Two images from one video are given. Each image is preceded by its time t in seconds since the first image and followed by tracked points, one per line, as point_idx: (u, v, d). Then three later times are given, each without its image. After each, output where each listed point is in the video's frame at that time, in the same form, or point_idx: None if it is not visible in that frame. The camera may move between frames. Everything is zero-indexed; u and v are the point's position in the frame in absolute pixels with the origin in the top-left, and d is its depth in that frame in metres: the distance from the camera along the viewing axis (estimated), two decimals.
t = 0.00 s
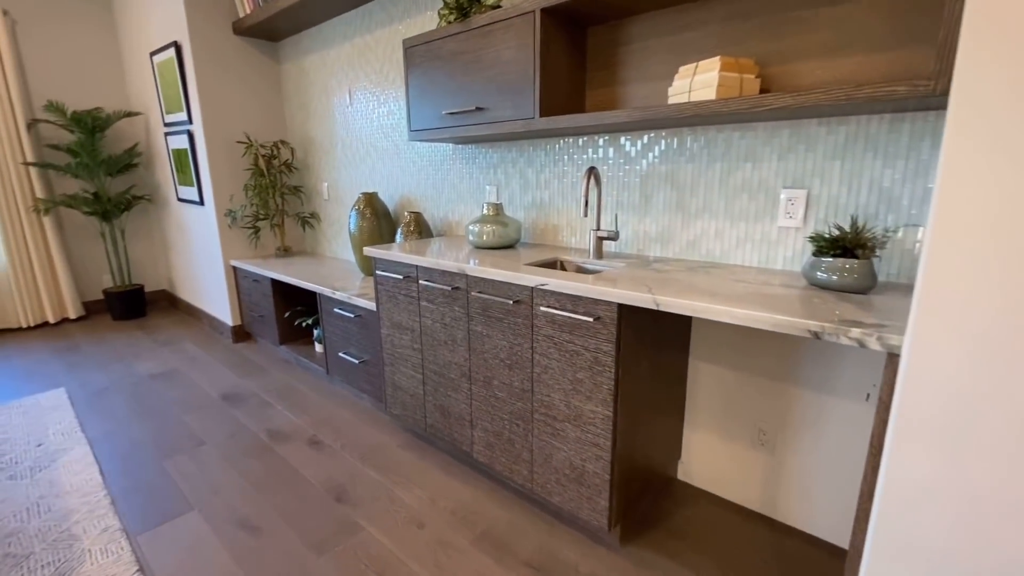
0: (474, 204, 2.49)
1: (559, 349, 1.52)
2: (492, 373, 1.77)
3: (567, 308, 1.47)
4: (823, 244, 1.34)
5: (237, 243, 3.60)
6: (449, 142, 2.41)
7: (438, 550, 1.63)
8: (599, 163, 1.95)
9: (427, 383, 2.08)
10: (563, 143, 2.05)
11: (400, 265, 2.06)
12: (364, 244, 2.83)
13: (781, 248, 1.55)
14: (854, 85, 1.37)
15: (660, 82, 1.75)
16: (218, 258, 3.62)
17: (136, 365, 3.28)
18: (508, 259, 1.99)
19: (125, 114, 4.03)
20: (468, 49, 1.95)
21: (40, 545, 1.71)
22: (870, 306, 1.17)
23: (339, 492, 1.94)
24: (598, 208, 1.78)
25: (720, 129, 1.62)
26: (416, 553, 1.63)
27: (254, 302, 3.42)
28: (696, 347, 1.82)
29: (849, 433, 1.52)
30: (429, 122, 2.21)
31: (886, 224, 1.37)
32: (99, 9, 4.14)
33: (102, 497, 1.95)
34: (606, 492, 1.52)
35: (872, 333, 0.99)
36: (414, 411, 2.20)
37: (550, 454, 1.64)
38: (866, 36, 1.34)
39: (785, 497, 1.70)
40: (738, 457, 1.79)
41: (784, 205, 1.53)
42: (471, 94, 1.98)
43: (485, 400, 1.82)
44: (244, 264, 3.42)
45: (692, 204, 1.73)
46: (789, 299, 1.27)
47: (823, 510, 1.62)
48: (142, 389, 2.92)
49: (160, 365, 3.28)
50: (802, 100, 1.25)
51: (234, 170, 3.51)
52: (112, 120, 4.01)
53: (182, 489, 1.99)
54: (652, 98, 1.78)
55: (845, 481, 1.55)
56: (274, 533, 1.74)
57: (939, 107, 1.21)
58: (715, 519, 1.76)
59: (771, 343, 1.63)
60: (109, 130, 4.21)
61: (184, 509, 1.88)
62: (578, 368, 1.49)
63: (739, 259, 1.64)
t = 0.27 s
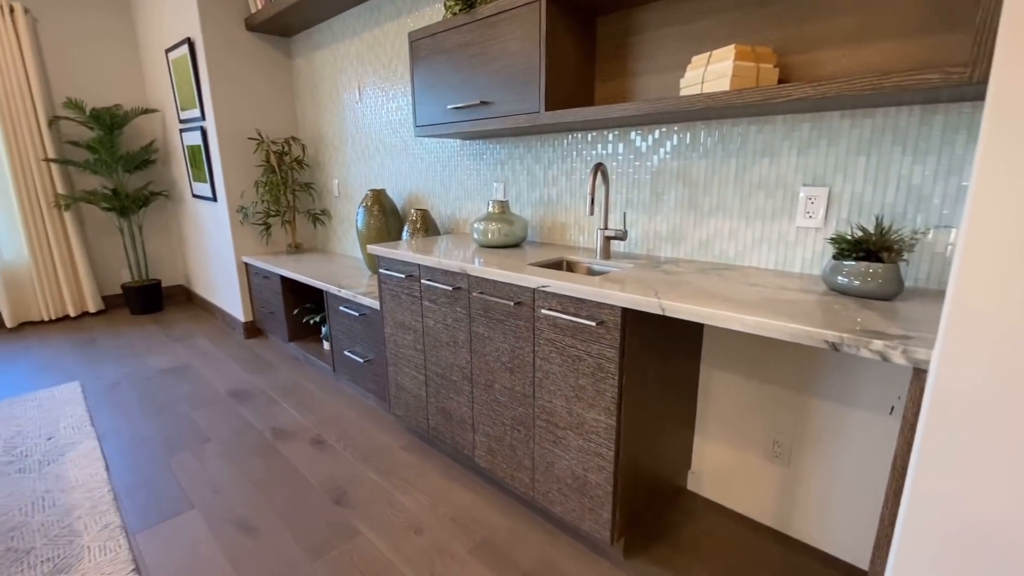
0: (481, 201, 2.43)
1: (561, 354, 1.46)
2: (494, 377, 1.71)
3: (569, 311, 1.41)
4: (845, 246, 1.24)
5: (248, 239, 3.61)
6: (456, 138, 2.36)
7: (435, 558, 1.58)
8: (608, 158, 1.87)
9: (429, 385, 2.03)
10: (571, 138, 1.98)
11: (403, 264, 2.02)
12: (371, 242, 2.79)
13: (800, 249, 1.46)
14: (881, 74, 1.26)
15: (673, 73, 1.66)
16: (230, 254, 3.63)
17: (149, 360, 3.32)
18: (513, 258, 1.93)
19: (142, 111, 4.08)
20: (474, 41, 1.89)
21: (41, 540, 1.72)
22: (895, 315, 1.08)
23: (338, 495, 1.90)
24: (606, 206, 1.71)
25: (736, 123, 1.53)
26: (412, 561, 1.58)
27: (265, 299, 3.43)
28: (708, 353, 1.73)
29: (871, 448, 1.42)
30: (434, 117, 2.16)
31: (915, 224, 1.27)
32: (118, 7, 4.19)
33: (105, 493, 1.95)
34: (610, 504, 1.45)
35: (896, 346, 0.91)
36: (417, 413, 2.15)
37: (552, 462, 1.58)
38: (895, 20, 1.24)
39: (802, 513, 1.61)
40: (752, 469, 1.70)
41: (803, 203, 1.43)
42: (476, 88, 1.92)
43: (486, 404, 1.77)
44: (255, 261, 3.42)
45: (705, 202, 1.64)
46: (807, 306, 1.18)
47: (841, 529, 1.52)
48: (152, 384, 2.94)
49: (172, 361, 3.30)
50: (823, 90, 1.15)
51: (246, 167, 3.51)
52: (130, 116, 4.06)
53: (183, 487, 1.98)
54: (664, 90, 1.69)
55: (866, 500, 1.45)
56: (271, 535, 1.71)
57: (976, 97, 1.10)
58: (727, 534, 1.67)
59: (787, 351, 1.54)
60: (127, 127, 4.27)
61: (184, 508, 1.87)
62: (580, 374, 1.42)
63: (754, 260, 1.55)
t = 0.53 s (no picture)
0: (492, 199, 2.38)
1: (569, 359, 1.40)
2: (501, 380, 1.66)
3: (579, 315, 1.35)
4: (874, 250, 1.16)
5: (264, 236, 3.62)
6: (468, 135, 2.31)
7: (438, 565, 1.54)
8: (622, 156, 1.80)
9: (437, 387, 1.99)
10: (584, 135, 1.91)
11: (411, 263, 1.98)
12: (382, 240, 2.77)
13: (824, 252, 1.37)
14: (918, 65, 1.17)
15: (690, 66, 1.58)
16: (245, 251, 3.66)
17: (166, 354, 3.36)
18: (523, 258, 1.87)
19: (163, 109, 4.14)
20: (485, 34, 1.84)
21: (52, 534, 1.72)
22: (928, 326, 0.99)
23: (343, 496, 1.88)
24: (619, 205, 1.64)
25: (757, 118, 1.45)
26: (414, 567, 1.54)
27: (279, 295, 3.44)
28: (725, 359, 1.66)
29: (898, 464, 1.33)
30: (445, 113, 2.11)
31: (951, 227, 1.18)
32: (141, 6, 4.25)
33: (116, 487, 1.96)
34: (618, 516, 1.39)
35: (931, 362, 0.83)
36: (424, 414, 2.12)
37: (559, 470, 1.53)
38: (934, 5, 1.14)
39: (822, 529, 1.52)
40: (770, 481, 1.62)
41: (828, 203, 1.35)
42: (487, 83, 1.87)
43: (493, 408, 1.72)
44: (270, 258, 3.44)
45: (724, 202, 1.56)
46: (831, 314, 1.10)
47: (865, 549, 1.43)
48: (168, 379, 2.97)
49: (188, 355, 3.33)
50: (852, 81, 1.07)
51: (262, 164, 3.53)
52: (151, 114, 4.13)
53: (192, 483, 1.98)
54: (681, 84, 1.62)
55: (892, 519, 1.37)
56: (275, 536, 1.70)
57: None
58: (742, 548, 1.60)
59: (810, 359, 1.46)
60: (148, 124, 4.34)
61: (192, 506, 1.86)
62: (589, 380, 1.36)
63: (775, 263, 1.47)
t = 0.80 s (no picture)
0: (504, 197, 2.32)
1: (581, 365, 1.34)
2: (510, 385, 1.61)
3: (591, 319, 1.29)
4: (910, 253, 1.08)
5: (276, 234, 3.62)
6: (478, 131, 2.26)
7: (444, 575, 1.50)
8: (638, 152, 1.73)
9: (445, 389, 1.95)
10: (598, 131, 1.85)
11: (419, 263, 1.93)
12: (392, 238, 2.73)
13: (853, 254, 1.29)
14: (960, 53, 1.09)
15: (711, 58, 1.51)
16: (258, 249, 3.66)
17: (179, 351, 3.37)
18: (534, 258, 1.81)
19: (178, 107, 4.17)
20: (496, 27, 1.78)
21: (59, 533, 1.71)
22: (971, 336, 0.92)
23: (349, 499, 1.84)
24: (634, 204, 1.57)
25: (782, 112, 1.37)
26: None
27: (290, 294, 3.43)
28: (744, 365, 1.58)
29: (931, 481, 1.25)
30: (455, 109, 2.06)
31: (995, 229, 1.09)
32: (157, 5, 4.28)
33: (124, 486, 1.95)
34: (630, 530, 1.33)
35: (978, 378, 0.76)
36: (432, 417, 2.07)
37: (569, 479, 1.47)
38: None
39: (847, 547, 1.44)
40: (791, 494, 1.55)
41: (858, 203, 1.27)
42: (498, 77, 1.81)
43: (502, 413, 1.67)
44: (282, 256, 3.43)
45: (745, 201, 1.49)
46: (862, 322, 1.03)
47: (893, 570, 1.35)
48: (179, 376, 2.97)
49: (200, 353, 3.34)
50: (889, 70, 0.99)
51: (274, 161, 3.52)
52: (166, 112, 4.15)
53: (198, 484, 1.96)
54: (700, 77, 1.54)
55: (924, 539, 1.28)
56: (279, 540, 1.66)
57: None
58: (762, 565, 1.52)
59: (836, 368, 1.38)
60: (164, 122, 4.37)
61: (198, 507, 1.84)
62: (601, 387, 1.30)
63: (799, 266, 1.40)
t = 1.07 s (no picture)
0: (512, 193, 2.24)
1: (594, 371, 1.27)
2: (518, 390, 1.53)
3: (605, 323, 1.21)
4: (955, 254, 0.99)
5: (281, 231, 3.57)
6: (485, 125, 2.18)
7: None
8: (654, 146, 1.64)
9: (451, 393, 1.88)
10: (611, 124, 1.76)
11: (424, 261, 1.86)
12: (398, 236, 2.67)
13: (888, 255, 1.20)
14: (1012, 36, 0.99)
15: (732, 45, 1.42)
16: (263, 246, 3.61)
17: (183, 350, 3.33)
18: (543, 257, 1.74)
19: (184, 103, 4.13)
20: (504, 14, 1.70)
21: (55, 538, 1.66)
22: None
23: (352, 506, 1.78)
24: (649, 200, 1.49)
25: (811, 102, 1.28)
26: None
27: (295, 292, 3.38)
28: (766, 371, 1.50)
29: (972, 498, 1.16)
30: (462, 102, 1.99)
31: None
32: None
33: (122, 489, 1.90)
34: (645, 547, 1.25)
35: None
36: (438, 421, 2.01)
37: (580, 490, 1.40)
38: None
39: (876, 564, 1.36)
40: (817, 507, 1.46)
41: (894, 199, 1.18)
42: (507, 67, 1.73)
43: (510, 419, 1.60)
44: (287, 253, 3.38)
45: (768, 197, 1.40)
46: (903, 328, 0.94)
47: None
48: (183, 375, 2.93)
49: (204, 351, 3.30)
50: (938, 53, 0.90)
51: (279, 157, 3.47)
52: (172, 108, 4.12)
53: (198, 488, 1.91)
54: (721, 66, 1.45)
55: (962, 560, 1.20)
56: (279, 549, 1.61)
57: None
58: None
59: (868, 376, 1.29)
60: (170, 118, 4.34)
61: (197, 512, 1.78)
62: (615, 395, 1.23)
63: (827, 266, 1.31)
